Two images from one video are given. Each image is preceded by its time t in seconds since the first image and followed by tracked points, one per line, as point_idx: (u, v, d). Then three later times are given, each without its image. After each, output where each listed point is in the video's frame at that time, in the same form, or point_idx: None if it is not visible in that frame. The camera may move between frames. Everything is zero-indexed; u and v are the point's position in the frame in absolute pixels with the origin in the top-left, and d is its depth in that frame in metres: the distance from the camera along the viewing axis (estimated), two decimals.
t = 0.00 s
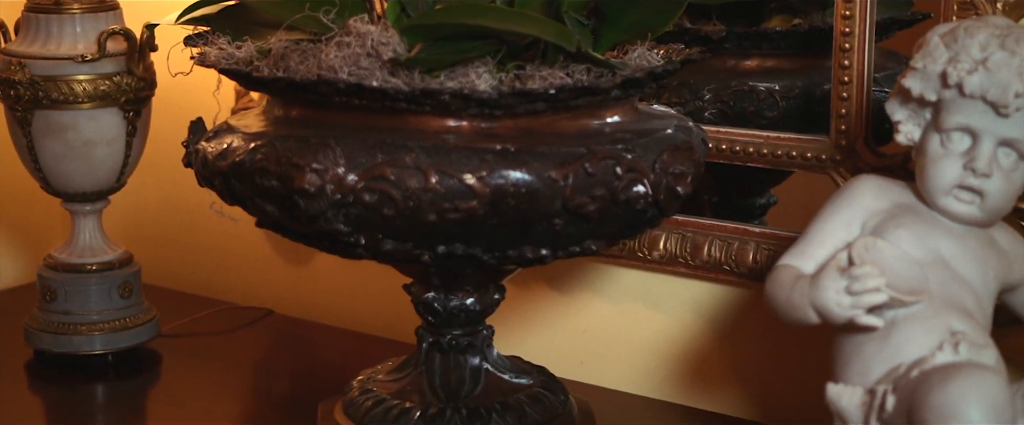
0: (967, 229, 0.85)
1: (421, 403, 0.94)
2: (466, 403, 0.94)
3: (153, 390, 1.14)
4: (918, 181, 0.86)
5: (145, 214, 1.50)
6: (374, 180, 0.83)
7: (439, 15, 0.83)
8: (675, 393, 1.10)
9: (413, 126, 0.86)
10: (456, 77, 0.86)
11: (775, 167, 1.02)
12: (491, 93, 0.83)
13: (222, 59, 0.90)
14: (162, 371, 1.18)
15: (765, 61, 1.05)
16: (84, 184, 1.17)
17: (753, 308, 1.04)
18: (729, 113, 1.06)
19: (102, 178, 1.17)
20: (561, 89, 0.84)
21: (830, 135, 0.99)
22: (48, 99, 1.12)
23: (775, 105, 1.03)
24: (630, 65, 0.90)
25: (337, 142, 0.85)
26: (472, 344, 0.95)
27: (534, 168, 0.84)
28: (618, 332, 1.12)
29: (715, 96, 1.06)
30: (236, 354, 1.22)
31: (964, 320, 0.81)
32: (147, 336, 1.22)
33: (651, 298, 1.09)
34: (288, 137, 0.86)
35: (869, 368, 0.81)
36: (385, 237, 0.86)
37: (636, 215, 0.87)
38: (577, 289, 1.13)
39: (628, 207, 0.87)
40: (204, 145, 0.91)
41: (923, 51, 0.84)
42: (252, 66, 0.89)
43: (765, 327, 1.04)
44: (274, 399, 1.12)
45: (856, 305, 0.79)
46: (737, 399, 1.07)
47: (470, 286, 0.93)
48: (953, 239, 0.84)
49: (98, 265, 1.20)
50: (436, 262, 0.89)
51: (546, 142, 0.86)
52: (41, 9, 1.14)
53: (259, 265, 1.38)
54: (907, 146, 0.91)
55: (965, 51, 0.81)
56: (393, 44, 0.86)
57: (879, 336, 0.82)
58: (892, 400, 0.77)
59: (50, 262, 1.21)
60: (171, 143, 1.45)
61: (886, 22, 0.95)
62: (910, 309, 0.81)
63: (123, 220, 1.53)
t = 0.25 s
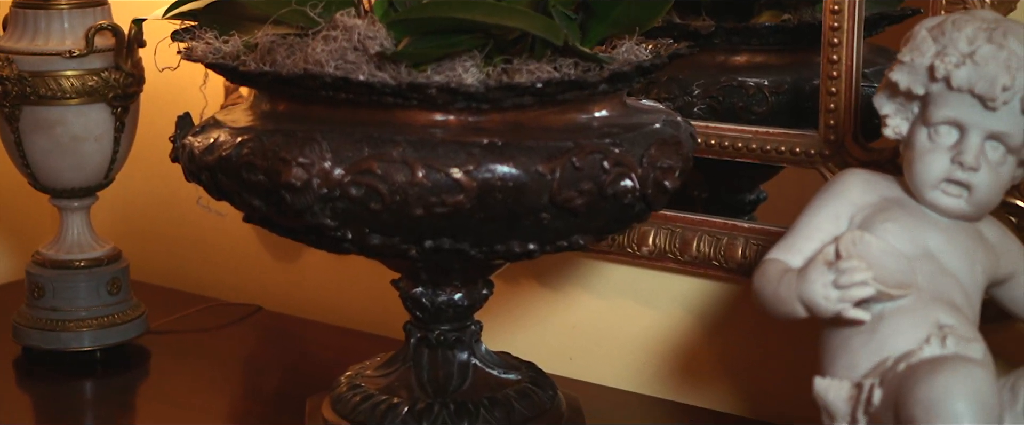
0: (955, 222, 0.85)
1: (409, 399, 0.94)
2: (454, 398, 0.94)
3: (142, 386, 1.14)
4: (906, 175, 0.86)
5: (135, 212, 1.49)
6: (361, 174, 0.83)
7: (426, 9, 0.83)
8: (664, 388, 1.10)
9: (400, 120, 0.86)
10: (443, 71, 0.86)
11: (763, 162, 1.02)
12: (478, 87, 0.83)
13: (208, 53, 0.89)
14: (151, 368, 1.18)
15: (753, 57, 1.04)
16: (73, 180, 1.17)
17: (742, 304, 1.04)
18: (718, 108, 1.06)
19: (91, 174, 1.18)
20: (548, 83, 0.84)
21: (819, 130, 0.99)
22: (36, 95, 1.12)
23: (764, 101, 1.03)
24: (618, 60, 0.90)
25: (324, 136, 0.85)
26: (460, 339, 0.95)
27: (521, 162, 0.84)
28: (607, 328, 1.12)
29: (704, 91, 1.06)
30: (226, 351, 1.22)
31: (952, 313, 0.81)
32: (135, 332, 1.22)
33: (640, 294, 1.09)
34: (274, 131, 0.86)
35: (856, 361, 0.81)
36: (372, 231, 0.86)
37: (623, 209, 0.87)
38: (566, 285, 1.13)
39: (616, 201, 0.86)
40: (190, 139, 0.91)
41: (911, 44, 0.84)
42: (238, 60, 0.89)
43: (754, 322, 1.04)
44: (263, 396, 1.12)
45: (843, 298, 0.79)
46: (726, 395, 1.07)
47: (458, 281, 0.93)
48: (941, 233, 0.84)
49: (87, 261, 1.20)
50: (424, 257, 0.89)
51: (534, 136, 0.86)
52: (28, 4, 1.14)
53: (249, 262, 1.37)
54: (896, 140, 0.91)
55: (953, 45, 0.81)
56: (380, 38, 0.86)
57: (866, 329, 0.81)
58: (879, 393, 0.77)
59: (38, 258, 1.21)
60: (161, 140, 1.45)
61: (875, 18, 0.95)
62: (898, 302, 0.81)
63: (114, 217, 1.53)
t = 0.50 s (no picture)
0: (943, 217, 0.85)
1: (398, 394, 0.93)
2: (443, 394, 0.94)
3: (132, 383, 1.14)
4: (894, 169, 0.86)
5: (127, 210, 1.49)
6: (348, 169, 0.83)
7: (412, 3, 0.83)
8: (654, 385, 1.10)
9: (388, 115, 0.86)
10: (430, 66, 0.86)
11: (751, 157, 1.02)
12: (465, 82, 0.83)
13: (196, 48, 0.90)
14: (140, 365, 1.18)
15: (743, 53, 1.04)
16: (62, 177, 1.17)
17: (731, 299, 1.04)
18: (709, 103, 1.05)
19: (80, 171, 1.18)
20: (536, 78, 0.84)
21: (809, 126, 0.99)
22: (24, 91, 1.12)
23: (754, 97, 1.03)
24: (607, 54, 0.90)
25: (311, 131, 0.85)
26: (449, 335, 0.94)
27: (508, 157, 0.84)
28: (597, 324, 1.12)
29: (695, 86, 1.06)
30: (216, 348, 1.22)
31: (940, 307, 0.81)
32: (125, 329, 1.22)
33: (629, 290, 1.09)
34: (262, 125, 0.86)
35: (844, 356, 0.81)
36: (360, 226, 0.86)
37: (611, 204, 0.87)
38: (556, 281, 1.13)
39: (604, 197, 0.86)
40: (178, 135, 0.91)
41: (899, 39, 0.84)
42: (225, 55, 0.88)
43: (744, 318, 1.04)
44: (253, 393, 1.12)
45: (831, 293, 0.79)
46: (716, 391, 1.06)
47: (447, 276, 0.93)
48: (930, 228, 0.84)
49: (76, 258, 1.20)
50: (412, 252, 0.88)
51: (522, 131, 0.85)
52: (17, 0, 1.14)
53: (241, 260, 1.37)
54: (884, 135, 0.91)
55: (941, 39, 0.81)
56: (367, 33, 0.86)
57: (854, 324, 0.81)
58: (867, 387, 0.77)
59: (28, 255, 1.21)
60: (153, 138, 1.45)
61: (866, 14, 0.94)
62: (886, 297, 0.81)
63: (106, 216, 1.53)
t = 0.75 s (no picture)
0: (931, 212, 0.85)
1: (387, 391, 0.93)
2: (431, 390, 0.94)
3: (122, 380, 1.14)
4: (883, 165, 0.86)
5: (119, 208, 1.49)
6: (335, 164, 0.83)
7: None
8: (644, 382, 1.10)
9: (375, 110, 0.85)
10: (418, 61, 0.85)
11: (741, 153, 1.02)
12: (452, 77, 0.82)
13: (183, 44, 0.90)
14: (130, 363, 1.18)
15: (733, 50, 1.04)
16: (51, 174, 1.17)
17: (721, 295, 1.03)
18: (698, 100, 1.05)
19: (69, 168, 1.18)
20: (524, 73, 0.83)
21: (798, 121, 0.99)
22: (14, 88, 1.12)
23: (744, 93, 1.03)
24: (595, 50, 0.89)
25: (299, 126, 0.85)
26: (438, 332, 0.94)
27: (496, 152, 0.83)
28: (587, 321, 1.12)
29: (685, 83, 1.06)
30: (207, 346, 1.22)
31: (928, 302, 0.81)
32: (114, 326, 1.22)
33: (619, 287, 1.09)
34: (249, 121, 0.86)
35: (832, 351, 0.81)
36: (348, 222, 0.86)
37: (600, 200, 0.87)
38: (546, 278, 1.13)
39: (592, 192, 0.86)
40: (166, 131, 0.91)
41: (886, 34, 0.84)
42: (213, 52, 0.88)
43: (734, 315, 1.03)
44: (243, 391, 1.12)
45: (819, 288, 0.79)
46: (706, 388, 1.06)
47: (436, 272, 0.92)
48: (918, 223, 0.84)
49: (65, 255, 1.20)
50: (400, 248, 0.88)
51: (510, 126, 0.85)
52: None
53: (232, 258, 1.37)
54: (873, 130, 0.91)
55: (928, 34, 0.81)
56: (355, 28, 0.86)
57: (842, 319, 0.81)
58: (855, 382, 0.77)
59: (17, 252, 1.21)
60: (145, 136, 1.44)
61: (856, 10, 0.94)
62: (874, 292, 0.81)
63: (98, 214, 1.53)
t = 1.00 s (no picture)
0: (920, 207, 0.85)
1: (376, 387, 0.93)
2: (421, 386, 0.93)
3: (112, 377, 1.13)
4: (871, 159, 0.86)
5: (111, 206, 1.49)
6: (323, 159, 0.82)
7: None
8: (635, 378, 1.09)
9: (363, 105, 0.85)
10: (406, 56, 0.85)
11: (731, 149, 1.02)
12: (440, 71, 0.82)
13: (172, 39, 0.90)
14: (120, 360, 1.17)
15: (724, 45, 1.04)
16: (40, 171, 1.17)
17: (712, 291, 1.03)
18: (689, 96, 1.05)
19: (59, 165, 1.18)
20: (512, 68, 0.83)
21: (788, 117, 0.99)
22: (3, 84, 1.12)
23: (734, 89, 1.03)
24: (584, 44, 0.89)
25: (287, 121, 0.84)
26: (428, 328, 0.94)
27: (484, 146, 0.83)
28: (578, 317, 1.12)
29: (675, 79, 1.06)
30: (198, 343, 1.21)
31: (917, 296, 0.81)
32: (104, 323, 1.22)
33: (609, 283, 1.09)
34: (237, 115, 0.86)
35: (821, 345, 0.81)
36: (336, 217, 0.85)
37: (589, 195, 0.87)
38: (537, 274, 1.13)
39: (581, 187, 0.86)
40: (154, 126, 0.90)
41: (876, 28, 0.84)
42: (201, 46, 0.88)
43: (725, 311, 1.03)
44: (233, 388, 1.11)
45: (808, 282, 0.78)
46: (696, 384, 1.06)
47: (425, 268, 0.92)
48: (907, 217, 0.84)
49: (54, 252, 1.20)
50: (389, 243, 0.88)
51: (499, 121, 0.85)
52: None
53: (224, 255, 1.37)
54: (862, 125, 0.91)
55: (917, 28, 0.81)
56: (343, 23, 0.85)
57: (831, 313, 0.81)
58: (843, 376, 0.77)
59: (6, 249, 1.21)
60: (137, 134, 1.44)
61: (847, 6, 0.94)
62: (862, 286, 0.80)
63: (90, 213, 1.52)
